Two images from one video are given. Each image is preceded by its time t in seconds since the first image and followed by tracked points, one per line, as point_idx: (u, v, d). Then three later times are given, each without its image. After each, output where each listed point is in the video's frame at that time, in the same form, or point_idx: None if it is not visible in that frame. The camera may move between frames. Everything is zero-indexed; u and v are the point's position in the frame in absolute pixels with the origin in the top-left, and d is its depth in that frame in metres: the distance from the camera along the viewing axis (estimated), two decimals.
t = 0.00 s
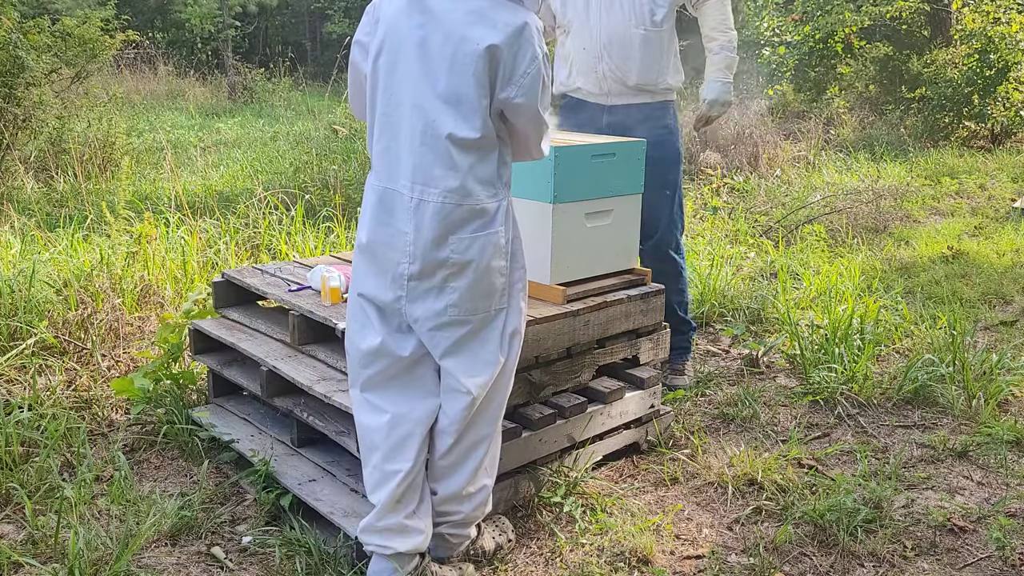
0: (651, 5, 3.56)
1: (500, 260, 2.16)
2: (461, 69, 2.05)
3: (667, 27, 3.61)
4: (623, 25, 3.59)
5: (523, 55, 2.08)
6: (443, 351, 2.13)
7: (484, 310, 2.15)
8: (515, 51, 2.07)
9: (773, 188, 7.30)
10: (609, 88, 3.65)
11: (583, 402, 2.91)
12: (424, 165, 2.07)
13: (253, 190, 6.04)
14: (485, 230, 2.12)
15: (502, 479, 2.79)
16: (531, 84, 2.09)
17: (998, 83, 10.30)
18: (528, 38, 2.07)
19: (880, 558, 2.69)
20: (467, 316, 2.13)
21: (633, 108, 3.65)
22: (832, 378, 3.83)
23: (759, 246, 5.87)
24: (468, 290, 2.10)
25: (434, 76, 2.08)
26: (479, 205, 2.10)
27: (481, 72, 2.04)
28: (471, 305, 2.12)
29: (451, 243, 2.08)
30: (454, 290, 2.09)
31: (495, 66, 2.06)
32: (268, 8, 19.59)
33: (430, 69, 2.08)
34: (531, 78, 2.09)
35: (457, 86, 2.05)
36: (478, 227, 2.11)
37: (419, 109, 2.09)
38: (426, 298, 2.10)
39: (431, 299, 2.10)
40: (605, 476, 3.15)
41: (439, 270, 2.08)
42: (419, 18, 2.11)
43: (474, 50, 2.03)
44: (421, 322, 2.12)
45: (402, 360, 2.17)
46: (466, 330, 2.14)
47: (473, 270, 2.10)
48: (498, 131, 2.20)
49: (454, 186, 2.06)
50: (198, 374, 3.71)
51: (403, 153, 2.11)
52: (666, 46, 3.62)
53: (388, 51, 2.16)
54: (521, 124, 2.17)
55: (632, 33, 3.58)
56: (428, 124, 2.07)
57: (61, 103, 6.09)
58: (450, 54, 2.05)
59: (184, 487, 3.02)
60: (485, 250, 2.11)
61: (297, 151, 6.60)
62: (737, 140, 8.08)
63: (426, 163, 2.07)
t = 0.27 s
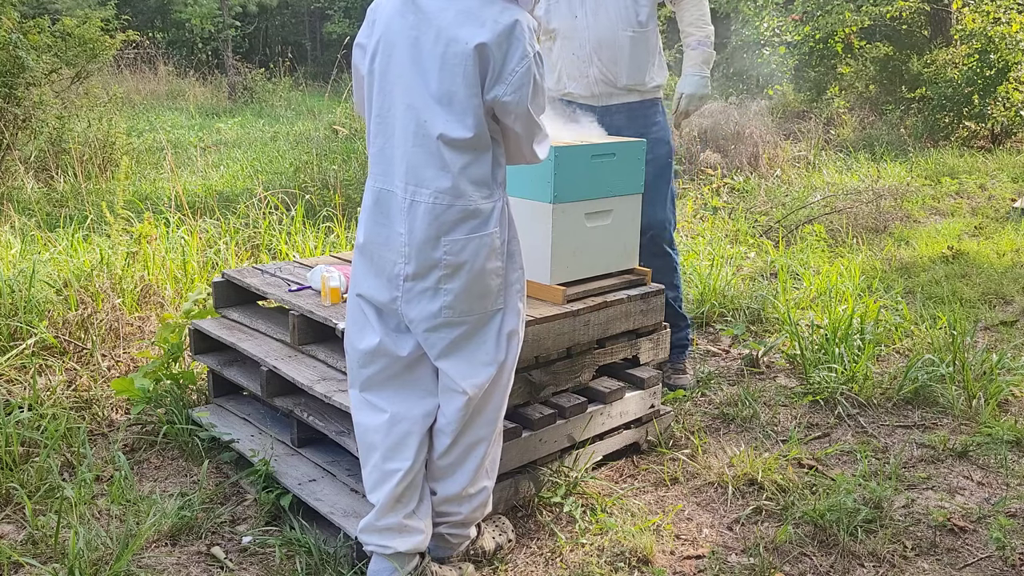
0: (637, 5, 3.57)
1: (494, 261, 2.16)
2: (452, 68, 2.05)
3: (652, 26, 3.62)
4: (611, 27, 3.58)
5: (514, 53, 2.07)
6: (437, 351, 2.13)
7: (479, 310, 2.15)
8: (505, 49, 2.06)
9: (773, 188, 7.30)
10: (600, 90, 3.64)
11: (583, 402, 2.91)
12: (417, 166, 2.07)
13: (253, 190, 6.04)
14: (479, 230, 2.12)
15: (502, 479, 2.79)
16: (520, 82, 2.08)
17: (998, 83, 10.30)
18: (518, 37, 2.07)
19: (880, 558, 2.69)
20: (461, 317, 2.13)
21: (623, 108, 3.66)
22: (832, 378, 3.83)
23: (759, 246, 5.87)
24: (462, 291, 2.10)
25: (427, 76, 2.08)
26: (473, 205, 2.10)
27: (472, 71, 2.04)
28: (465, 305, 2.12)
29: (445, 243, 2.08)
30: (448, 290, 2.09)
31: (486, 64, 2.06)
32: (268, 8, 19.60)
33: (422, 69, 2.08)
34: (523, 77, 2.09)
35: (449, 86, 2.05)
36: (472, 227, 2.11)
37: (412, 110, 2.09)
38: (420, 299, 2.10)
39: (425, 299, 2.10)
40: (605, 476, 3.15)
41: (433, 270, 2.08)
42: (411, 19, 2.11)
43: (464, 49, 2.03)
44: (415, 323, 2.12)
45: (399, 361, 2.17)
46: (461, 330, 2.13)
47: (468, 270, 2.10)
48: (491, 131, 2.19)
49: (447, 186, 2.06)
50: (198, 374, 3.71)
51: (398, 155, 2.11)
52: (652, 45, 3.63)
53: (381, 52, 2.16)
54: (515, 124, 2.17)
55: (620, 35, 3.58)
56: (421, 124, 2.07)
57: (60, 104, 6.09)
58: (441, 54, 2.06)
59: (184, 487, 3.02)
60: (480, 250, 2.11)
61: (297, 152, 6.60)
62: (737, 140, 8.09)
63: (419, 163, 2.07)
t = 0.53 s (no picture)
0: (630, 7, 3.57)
1: (492, 262, 2.16)
2: (449, 68, 2.05)
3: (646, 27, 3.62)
4: (605, 29, 3.58)
5: (510, 52, 2.07)
6: (435, 351, 2.13)
7: (477, 310, 2.15)
8: (501, 48, 2.06)
9: (773, 188, 7.30)
10: (598, 92, 3.63)
11: (583, 402, 2.91)
12: (415, 166, 2.08)
13: (253, 190, 6.05)
14: (477, 230, 2.11)
15: (502, 479, 2.79)
16: (516, 81, 2.08)
17: (998, 83, 10.31)
18: (514, 36, 2.07)
19: (880, 558, 2.69)
20: (459, 318, 2.13)
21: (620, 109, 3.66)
22: (832, 378, 3.83)
23: (759, 246, 5.87)
24: (459, 291, 2.10)
25: (424, 76, 2.08)
26: (470, 205, 2.10)
27: (469, 70, 2.04)
28: (463, 306, 2.12)
29: (442, 243, 2.08)
30: (445, 291, 2.09)
31: (483, 63, 2.06)
32: (268, 8, 19.60)
33: (419, 69, 2.08)
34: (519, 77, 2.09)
35: (446, 86, 2.05)
36: (470, 227, 2.10)
37: (409, 110, 2.09)
38: (417, 299, 2.10)
39: (423, 299, 2.10)
40: (605, 476, 3.15)
41: (430, 270, 2.08)
42: (408, 18, 2.11)
43: (461, 48, 2.03)
44: (414, 323, 2.12)
45: (398, 361, 2.18)
46: (458, 330, 2.13)
47: (465, 270, 2.10)
48: (488, 131, 2.18)
49: (444, 186, 2.06)
50: (198, 375, 3.71)
51: (396, 154, 2.11)
52: (645, 45, 3.63)
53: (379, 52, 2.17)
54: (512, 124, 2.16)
55: (615, 36, 3.57)
56: (419, 124, 2.08)
57: (60, 104, 6.09)
58: (438, 53, 2.06)
59: (184, 487, 3.02)
60: (477, 250, 2.11)
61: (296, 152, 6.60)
62: (737, 140, 8.09)
63: (417, 163, 2.07)
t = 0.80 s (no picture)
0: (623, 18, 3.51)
1: (492, 262, 2.16)
2: (452, 68, 2.05)
3: (640, 33, 3.57)
4: (600, 46, 3.52)
5: (515, 53, 2.07)
6: (435, 352, 2.13)
7: (477, 312, 2.15)
8: (506, 49, 2.07)
9: (773, 188, 7.30)
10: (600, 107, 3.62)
11: (583, 402, 2.91)
12: (416, 166, 2.07)
13: (253, 190, 6.05)
14: (478, 232, 2.11)
15: (502, 479, 2.79)
16: (521, 82, 2.09)
17: (998, 83, 10.32)
18: (518, 37, 2.07)
19: (880, 558, 2.69)
20: (459, 319, 2.12)
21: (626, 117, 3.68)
22: (832, 378, 3.83)
23: (759, 246, 5.87)
24: (460, 291, 2.10)
25: (427, 76, 2.07)
26: (472, 206, 2.10)
27: (473, 70, 2.04)
28: (464, 306, 2.12)
29: (444, 243, 2.07)
30: (447, 292, 2.09)
31: (487, 64, 2.06)
32: (268, 8, 19.61)
33: (422, 70, 2.08)
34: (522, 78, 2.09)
35: (449, 86, 2.05)
36: (471, 228, 2.10)
37: (412, 110, 2.09)
38: (418, 300, 2.10)
39: (423, 300, 2.09)
40: (605, 476, 3.16)
41: (432, 271, 2.08)
42: (410, 19, 2.11)
43: (465, 49, 2.03)
44: (414, 323, 2.11)
45: (398, 361, 2.17)
46: (459, 331, 2.14)
47: (466, 271, 2.10)
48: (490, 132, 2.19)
49: (446, 187, 2.06)
50: (198, 375, 3.71)
51: (397, 155, 2.10)
52: (642, 52, 3.59)
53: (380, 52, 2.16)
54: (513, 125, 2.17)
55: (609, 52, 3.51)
56: (421, 124, 2.07)
57: (61, 104, 6.10)
58: (441, 54, 2.05)
59: (184, 487, 3.02)
60: (478, 251, 2.11)
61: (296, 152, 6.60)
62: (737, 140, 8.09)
63: (418, 164, 2.07)
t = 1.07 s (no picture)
0: (621, 45, 3.40)
1: (495, 263, 2.16)
2: (460, 65, 2.05)
3: (637, 50, 3.50)
4: (602, 78, 3.43)
5: (522, 53, 2.07)
6: (436, 352, 2.13)
7: (479, 312, 2.15)
8: (513, 49, 2.07)
9: (773, 188, 7.30)
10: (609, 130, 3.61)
11: (583, 402, 2.91)
12: (420, 163, 2.07)
13: (253, 190, 6.05)
14: (480, 231, 2.11)
15: (502, 479, 2.79)
16: (529, 83, 2.09)
17: (998, 83, 10.32)
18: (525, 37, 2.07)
19: (880, 558, 2.69)
20: (462, 318, 2.12)
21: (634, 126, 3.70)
22: (832, 378, 3.83)
23: (759, 246, 5.87)
24: (463, 291, 2.10)
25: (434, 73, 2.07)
26: (476, 205, 2.09)
27: (480, 68, 2.04)
28: (466, 307, 2.12)
29: (447, 242, 2.07)
30: (450, 291, 2.09)
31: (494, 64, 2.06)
32: (268, 8, 19.61)
33: (429, 67, 2.08)
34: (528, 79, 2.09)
35: (456, 84, 2.05)
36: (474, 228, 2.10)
37: (417, 108, 2.08)
38: (421, 299, 2.09)
39: (426, 299, 2.09)
40: (605, 476, 3.16)
41: (435, 271, 2.08)
42: (417, 17, 2.11)
43: (474, 47, 2.03)
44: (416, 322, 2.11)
45: (398, 361, 2.18)
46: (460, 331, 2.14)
47: (469, 271, 2.10)
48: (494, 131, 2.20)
49: (451, 184, 2.05)
50: (198, 375, 3.70)
51: (401, 152, 2.10)
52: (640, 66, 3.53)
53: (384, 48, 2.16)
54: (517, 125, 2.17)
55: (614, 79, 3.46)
56: (426, 122, 2.07)
57: (61, 104, 6.10)
58: (448, 52, 2.05)
59: (184, 487, 3.02)
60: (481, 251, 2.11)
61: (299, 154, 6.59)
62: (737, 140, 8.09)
63: (422, 162, 2.06)
